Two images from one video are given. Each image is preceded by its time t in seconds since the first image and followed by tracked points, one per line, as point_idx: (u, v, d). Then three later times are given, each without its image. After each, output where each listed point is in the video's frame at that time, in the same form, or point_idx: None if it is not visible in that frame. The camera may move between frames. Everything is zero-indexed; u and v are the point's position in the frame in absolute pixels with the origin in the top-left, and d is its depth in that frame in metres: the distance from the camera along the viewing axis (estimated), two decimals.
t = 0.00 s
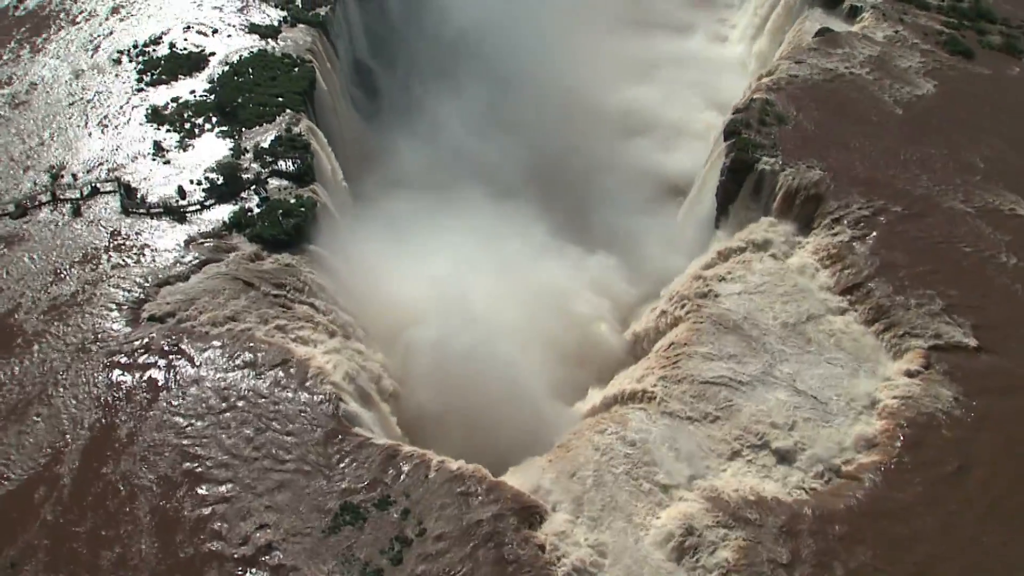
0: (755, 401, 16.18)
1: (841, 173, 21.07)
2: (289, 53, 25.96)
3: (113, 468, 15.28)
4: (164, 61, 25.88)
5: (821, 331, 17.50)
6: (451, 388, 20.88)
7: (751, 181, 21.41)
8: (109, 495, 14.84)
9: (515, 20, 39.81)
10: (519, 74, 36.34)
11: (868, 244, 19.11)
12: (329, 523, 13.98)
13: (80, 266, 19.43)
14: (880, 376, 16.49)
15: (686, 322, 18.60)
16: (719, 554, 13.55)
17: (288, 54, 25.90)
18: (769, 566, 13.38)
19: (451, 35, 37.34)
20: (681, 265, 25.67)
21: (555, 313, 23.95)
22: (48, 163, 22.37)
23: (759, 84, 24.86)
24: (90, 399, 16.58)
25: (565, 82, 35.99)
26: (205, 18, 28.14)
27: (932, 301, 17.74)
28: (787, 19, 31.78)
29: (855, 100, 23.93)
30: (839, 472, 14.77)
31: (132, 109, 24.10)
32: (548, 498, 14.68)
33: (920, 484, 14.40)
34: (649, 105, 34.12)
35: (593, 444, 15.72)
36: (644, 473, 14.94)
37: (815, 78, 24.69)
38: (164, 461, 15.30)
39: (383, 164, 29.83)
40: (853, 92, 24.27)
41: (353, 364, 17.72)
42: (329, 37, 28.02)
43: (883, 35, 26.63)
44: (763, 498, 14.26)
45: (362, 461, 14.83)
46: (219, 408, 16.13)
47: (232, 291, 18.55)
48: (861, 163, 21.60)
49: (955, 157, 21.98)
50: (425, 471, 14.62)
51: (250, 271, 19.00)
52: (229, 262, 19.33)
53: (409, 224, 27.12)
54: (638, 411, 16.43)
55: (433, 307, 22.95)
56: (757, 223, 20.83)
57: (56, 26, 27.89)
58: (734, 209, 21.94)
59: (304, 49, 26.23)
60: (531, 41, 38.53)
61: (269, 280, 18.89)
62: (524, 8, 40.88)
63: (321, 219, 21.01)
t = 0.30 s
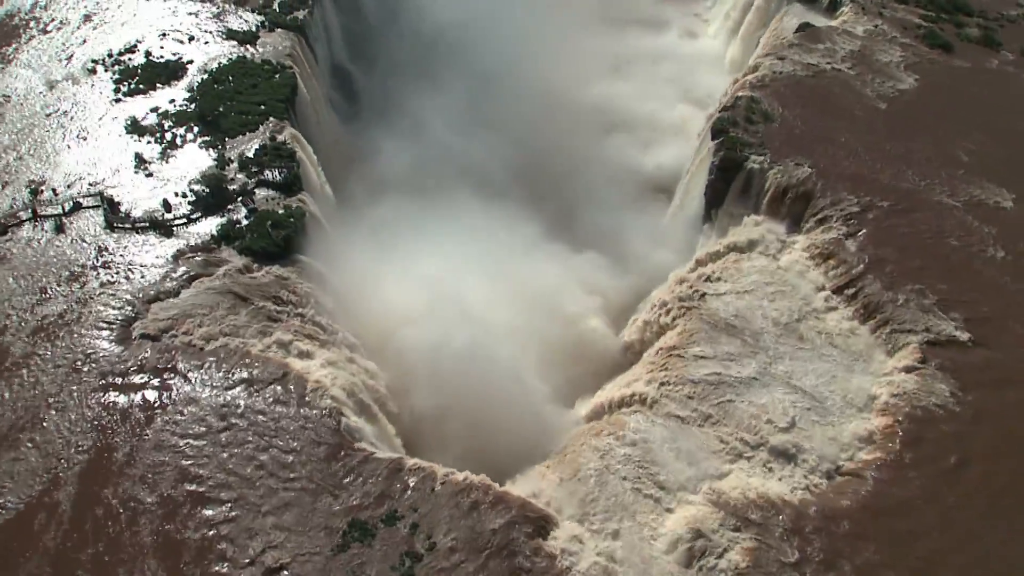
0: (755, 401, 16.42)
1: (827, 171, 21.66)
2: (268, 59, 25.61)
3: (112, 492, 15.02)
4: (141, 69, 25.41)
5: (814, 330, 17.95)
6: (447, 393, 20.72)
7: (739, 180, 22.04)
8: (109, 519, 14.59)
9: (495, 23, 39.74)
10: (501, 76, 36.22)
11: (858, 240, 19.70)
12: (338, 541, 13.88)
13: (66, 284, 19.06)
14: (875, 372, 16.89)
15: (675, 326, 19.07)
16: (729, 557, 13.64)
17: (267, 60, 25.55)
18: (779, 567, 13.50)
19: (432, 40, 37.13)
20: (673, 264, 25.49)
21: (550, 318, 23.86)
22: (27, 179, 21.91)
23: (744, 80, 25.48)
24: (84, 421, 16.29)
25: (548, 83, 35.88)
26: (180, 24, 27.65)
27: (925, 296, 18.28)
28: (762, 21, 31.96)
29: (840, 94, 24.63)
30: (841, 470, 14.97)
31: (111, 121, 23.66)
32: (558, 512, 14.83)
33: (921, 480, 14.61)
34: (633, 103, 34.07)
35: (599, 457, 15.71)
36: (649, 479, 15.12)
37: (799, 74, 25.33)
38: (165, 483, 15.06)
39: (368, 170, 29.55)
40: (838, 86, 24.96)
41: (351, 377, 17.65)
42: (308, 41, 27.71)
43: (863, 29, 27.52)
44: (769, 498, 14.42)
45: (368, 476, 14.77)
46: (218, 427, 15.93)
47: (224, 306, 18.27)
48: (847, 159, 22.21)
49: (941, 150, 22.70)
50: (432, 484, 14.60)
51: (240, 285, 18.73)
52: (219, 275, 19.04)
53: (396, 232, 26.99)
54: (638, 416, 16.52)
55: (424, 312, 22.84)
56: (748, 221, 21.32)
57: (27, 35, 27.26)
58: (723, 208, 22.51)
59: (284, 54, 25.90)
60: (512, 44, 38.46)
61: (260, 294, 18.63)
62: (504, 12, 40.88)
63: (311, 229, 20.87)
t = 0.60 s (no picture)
0: (756, 400, 17.05)
1: (815, 167, 21.91)
2: (250, 68, 25.36)
3: (113, 516, 14.80)
4: (122, 80, 25.02)
5: (809, 328, 18.48)
6: (444, 398, 20.69)
7: (729, 179, 22.22)
8: (112, 544, 14.37)
9: (473, 28, 39.89)
10: (483, 81, 36.35)
11: (848, 236, 20.09)
12: (348, 560, 13.83)
13: (54, 303, 18.73)
14: (874, 367, 17.47)
15: (671, 329, 19.70)
16: (740, 560, 14.06)
17: (250, 69, 25.29)
18: (790, 568, 13.90)
19: (411, 44, 37.08)
20: (665, 263, 25.47)
21: (543, 323, 24.02)
22: (10, 196, 21.50)
23: (728, 78, 25.56)
24: (81, 443, 16.04)
25: (529, 87, 36.06)
26: (159, 33, 27.23)
27: (919, 291, 18.67)
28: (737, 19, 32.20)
29: (824, 89, 24.83)
30: (844, 467, 15.58)
31: (93, 134, 23.30)
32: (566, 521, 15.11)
33: (926, 476, 15.10)
34: (615, 105, 34.37)
35: (605, 465, 16.02)
36: (656, 483, 15.56)
37: (782, 70, 25.50)
38: (167, 505, 14.88)
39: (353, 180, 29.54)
40: (821, 82, 25.16)
41: (352, 391, 17.61)
42: (291, 47, 27.52)
43: (842, 25, 27.76)
44: (777, 500, 14.91)
45: (375, 492, 14.79)
46: (218, 446, 15.75)
47: (218, 321, 18.09)
48: (834, 155, 22.45)
49: (926, 143, 22.96)
50: (440, 498, 14.68)
51: (234, 299, 18.55)
52: (212, 289, 18.84)
53: (384, 240, 26.98)
54: (640, 421, 17.03)
55: (416, 319, 22.85)
56: (739, 220, 21.54)
57: (2, 47, 26.74)
58: (713, 207, 22.66)
59: (267, 63, 25.70)
60: (492, 49, 38.60)
61: (254, 307, 18.46)
62: (481, 17, 41.01)
63: (301, 240, 20.70)
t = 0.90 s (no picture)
0: (761, 400, 17.34)
1: (805, 165, 22.16)
2: (235, 76, 25.08)
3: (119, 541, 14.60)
4: (106, 92, 24.64)
5: (808, 326, 18.80)
6: (443, 406, 20.76)
7: (721, 178, 22.39)
8: (119, 569, 14.18)
9: (451, 29, 39.73)
10: (466, 84, 36.23)
11: (842, 232, 20.44)
12: None
13: (48, 323, 18.44)
14: (876, 362, 17.86)
15: (671, 328, 19.94)
16: (755, 563, 14.51)
17: (235, 78, 25.00)
18: (802, 567, 14.38)
19: (391, 47, 36.98)
20: (660, 257, 25.30)
21: (543, 327, 24.02)
22: None
23: (715, 77, 25.67)
24: (82, 467, 15.79)
25: (513, 89, 36.07)
26: (141, 43, 26.83)
27: (915, 286, 19.15)
28: (717, 15, 32.39)
29: (810, 84, 25.01)
30: (851, 464, 15.99)
31: (79, 148, 22.95)
32: (579, 528, 15.42)
33: (933, 472, 15.62)
34: (600, 105, 34.44)
35: (613, 468, 16.50)
36: (667, 490, 15.94)
37: (768, 66, 25.65)
38: (174, 526, 14.73)
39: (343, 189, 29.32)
40: (807, 77, 25.33)
41: (354, 404, 17.55)
42: (274, 52, 27.23)
43: (825, 19, 27.95)
44: (787, 500, 15.32)
45: (387, 508, 14.86)
46: (223, 465, 15.61)
47: (218, 337, 17.94)
48: (824, 151, 22.66)
49: (914, 135, 23.21)
50: (453, 512, 14.82)
51: (231, 313, 18.39)
52: (208, 304, 18.65)
53: (374, 246, 26.95)
54: (648, 423, 17.45)
55: (411, 325, 22.84)
56: (733, 219, 21.80)
57: None
58: (705, 206, 22.80)
59: (251, 71, 25.43)
60: (473, 50, 38.49)
61: (252, 322, 18.30)
62: (460, 18, 40.87)
63: (295, 251, 20.50)
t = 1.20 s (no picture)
0: (767, 401, 17.59)
1: (799, 161, 22.33)
2: (222, 85, 24.79)
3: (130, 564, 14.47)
4: (92, 104, 24.26)
5: (809, 324, 19.04)
6: (447, 414, 20.78)
7: (716, 176, 22.53)
8: None
9: (434, 28, 39.58)
10: (451, 85, 36.21)
11: (838, 228, 20.64)
12: None
13: (45, 344, 18.16)
14: (878, 358, 18.14)
15: (674, 329, 19.98)
16: (768, 563, 14.71)
17: (222, 86, 24.71)
18: (814, 566, 14.60)
19: (374, 51, 36.83)
20: (656, 254, 25.31)
21: (544, 331, 24.15)
22: None
23: (704, 74, 25.75)
24: (88, 490, 15.60)
25: (499, 90, 36.09)
26: (124, 52, 26.42)
27: (913, 279, 19.38)
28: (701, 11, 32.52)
29: (800, 79, 25.18)
30: (859, 461, 16.28)
31: (67, 162, 22.60)
32: (592, 535, 15.58)
33: (938, 466, 15.91)
34: (587, 105, 34.60)
35: (624, 476, 16.63)
36: (678, 493, 16.09)
37: (757, 62, 25.76)
38: (185, 547, 14.62)
39: (334, 200, 29.32)
40: (797, 72, 25.49)
41: (362, 415, 17.51)
42: (261, 59, 27.00)
43: (811, 13, 28.11)
44: (797, 500, 15.57)
45: (402, 523, 14.94)
46: (232, 483, 15.51)
47: (220, 353, 17.78)
48: (817, 146, 22.87)
49: (905, 129, 23.47)
50: (468, 525, 14.98)
51: (233, 328, 18.24)
52: (208, 319, 18.46)
53: (368, 257, 26.96)
54: (654, 425, 17.61)
55: (411, 334, 22.87)
56: (729, 217, 21.93)
57: None
58: (701, 205, 22.95)
59: (239, 78, 25.17)
60: (457, 49, 38.41)
61: (254, 336, 18.16)
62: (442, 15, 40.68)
63: (293, 262, 20.35)
